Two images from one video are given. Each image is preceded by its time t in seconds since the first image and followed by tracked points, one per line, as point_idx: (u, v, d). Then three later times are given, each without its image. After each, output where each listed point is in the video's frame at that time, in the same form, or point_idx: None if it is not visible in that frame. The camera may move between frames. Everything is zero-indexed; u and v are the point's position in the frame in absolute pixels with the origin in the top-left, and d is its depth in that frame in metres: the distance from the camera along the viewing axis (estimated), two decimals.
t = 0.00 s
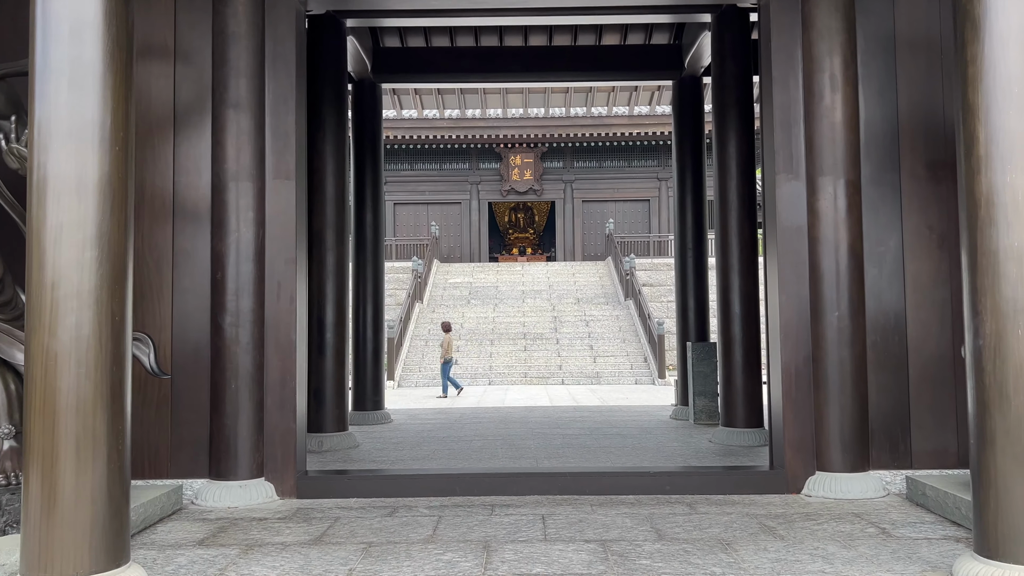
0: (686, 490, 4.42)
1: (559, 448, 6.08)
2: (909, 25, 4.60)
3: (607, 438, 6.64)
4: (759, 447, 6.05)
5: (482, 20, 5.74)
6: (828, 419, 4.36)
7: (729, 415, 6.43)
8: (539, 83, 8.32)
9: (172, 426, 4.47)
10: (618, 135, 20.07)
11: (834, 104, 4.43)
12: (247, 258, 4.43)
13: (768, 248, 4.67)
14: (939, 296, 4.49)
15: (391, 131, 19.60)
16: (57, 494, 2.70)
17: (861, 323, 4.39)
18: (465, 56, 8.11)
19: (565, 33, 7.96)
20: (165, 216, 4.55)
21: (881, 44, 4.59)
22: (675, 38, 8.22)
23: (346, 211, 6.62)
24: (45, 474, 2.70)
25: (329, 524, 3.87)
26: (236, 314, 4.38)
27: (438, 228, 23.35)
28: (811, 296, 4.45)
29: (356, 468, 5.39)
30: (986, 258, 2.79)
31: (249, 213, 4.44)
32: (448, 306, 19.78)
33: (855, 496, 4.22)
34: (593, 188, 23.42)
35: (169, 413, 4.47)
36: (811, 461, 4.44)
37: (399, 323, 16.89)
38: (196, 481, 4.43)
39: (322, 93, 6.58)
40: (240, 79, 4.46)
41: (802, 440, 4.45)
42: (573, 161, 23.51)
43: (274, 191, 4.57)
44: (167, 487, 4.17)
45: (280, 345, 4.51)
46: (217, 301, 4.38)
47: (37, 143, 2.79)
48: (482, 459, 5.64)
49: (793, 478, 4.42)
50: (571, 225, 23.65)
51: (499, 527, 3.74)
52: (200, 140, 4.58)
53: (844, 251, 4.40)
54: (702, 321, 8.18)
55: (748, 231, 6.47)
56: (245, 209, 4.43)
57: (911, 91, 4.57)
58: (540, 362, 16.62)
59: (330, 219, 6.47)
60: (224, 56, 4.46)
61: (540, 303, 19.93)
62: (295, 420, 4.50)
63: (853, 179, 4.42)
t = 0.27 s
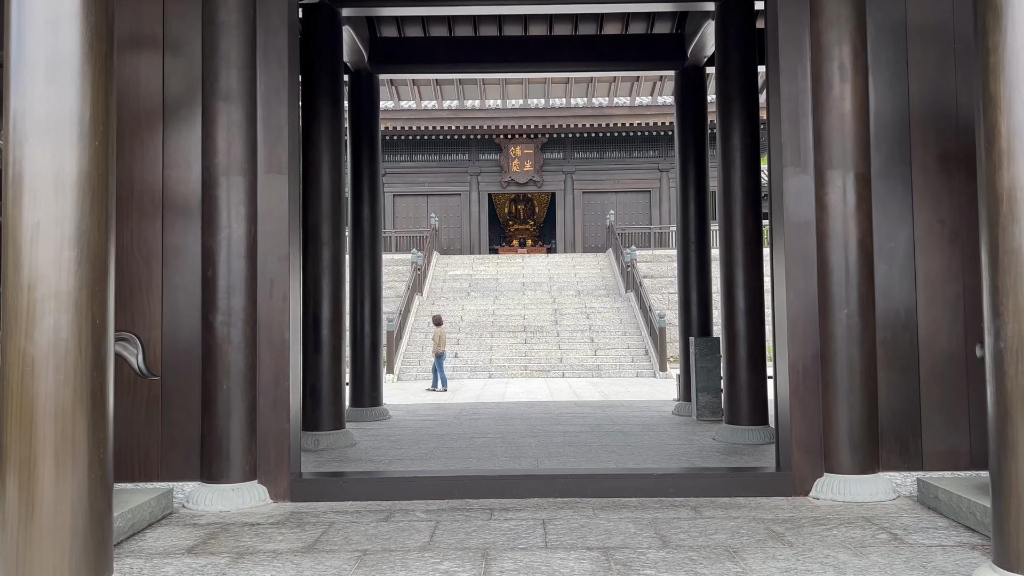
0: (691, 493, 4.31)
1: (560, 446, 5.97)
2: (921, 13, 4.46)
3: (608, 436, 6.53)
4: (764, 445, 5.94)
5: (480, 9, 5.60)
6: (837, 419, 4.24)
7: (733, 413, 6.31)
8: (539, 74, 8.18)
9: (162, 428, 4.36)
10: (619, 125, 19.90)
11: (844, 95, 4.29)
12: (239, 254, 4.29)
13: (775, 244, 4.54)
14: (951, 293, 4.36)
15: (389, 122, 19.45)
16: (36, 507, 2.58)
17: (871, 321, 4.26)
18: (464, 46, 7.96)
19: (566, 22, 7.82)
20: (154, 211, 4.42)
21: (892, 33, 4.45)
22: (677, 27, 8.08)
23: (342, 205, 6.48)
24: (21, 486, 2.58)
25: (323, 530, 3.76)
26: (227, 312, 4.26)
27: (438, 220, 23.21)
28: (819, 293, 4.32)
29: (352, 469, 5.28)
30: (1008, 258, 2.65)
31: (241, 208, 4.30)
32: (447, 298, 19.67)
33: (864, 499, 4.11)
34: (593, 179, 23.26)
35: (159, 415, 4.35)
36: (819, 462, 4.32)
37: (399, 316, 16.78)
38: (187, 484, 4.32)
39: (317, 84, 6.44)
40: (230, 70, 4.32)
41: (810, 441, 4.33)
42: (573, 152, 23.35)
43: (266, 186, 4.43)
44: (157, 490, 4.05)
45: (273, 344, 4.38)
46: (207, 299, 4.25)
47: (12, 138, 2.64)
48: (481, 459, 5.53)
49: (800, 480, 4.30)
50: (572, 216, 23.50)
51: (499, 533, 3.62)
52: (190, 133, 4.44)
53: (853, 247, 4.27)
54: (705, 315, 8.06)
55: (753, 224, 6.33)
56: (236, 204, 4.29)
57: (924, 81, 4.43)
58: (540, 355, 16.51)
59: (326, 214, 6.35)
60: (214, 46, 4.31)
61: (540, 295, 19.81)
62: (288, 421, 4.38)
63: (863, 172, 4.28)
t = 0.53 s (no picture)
0: (699, 504, 4.18)
1: (565, 452, 5.85)
2: (937, 8, 4.31)
3: (613, 440, 6.41)
4: (773, 450, 5.82)
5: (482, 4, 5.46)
6: (850, 428, 4.10)
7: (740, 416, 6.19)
8: (542, 69, 8.03)
9: (156, 439, 4.23)
10: (623, 119, 19.73)
11: (858, 94, 4.14)
12: (234, 260, 4.17)
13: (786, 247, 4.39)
14: (969, 299, 4.23)
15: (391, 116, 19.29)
16: None
17: (886, 328, 4.13)
18: (465, 42, 7.82)
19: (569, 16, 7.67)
20: (146, 216, 4.28)
21: (908, 28, 4.30)
22: (683, 21, 7.93)
23: (342, 205, 6.35)
24: None
25: (321, 546, 3.65)
26: (222, 320, 4.13)
27: (441, 214, 23.08)
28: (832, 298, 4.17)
29: (352, 477, 5.17)
30: None
31: (235, 213, 4.17)
32: (451, 293, 19.55)
33: (879, 512, 3.98)
34: (597, 172, 23.10)
35: (152, 425, 4.23)
36: (832, 472, 4.19)
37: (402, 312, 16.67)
38: (182, 495, 4.20)
39: (316, 82, 6.30)
40: (223, 70, 4.18)
41: (822, 451, 4.20)
42: (577, 146, 23.17)
43: (261, 190, 4.31)
44: (151, 504, 3.94)
45: (270, 352, 4.26)
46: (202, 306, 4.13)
47: None
48: (484, 466, 5.42)
49: (812, 491, 4.18)
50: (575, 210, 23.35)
51: (501, 550, 3.51)
52: (183, 134, 4.30)
53: (868, 251, 4.12)
54: (711, 315, 7.94)
55: (761, 224, 6.19)
56: (231, 209, 4.16)
57: (940, 79, 4.28)
58: (544, 351, 16.40)
59: (325, 214, 6.22)
60: (206, 45, 4.18)
61: (544, 290, 19.68)
62: (286, 432, 4.26)
63: (877, 173, 4.14)
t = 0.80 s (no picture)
0: (711, 514, 4.07)
1: (571, 456, 5.73)
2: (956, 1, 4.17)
3: (620, 443, 6.29)
4: (784, 454, 5.70)
5: None
6: (866, 436, 3.97)
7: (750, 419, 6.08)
8: (547, 64, 7.90)
9: (152, 447, 4.13)
10: (627, 113, 19.58)
11: (874, 90, 4.00)
12: (231, 263, 4.05)
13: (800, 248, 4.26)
14: (989, 302, 4.10)
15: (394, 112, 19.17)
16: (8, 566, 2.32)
17: (903, 332, 3.99)
18: (468, 37, 7.69)
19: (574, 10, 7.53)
20: (141, 218, 4.17)
21: (925, 22, 4.16)
22: (690, 15, 7.79)
23: (343, 205, 6.24)
24: None
25: (320, 559, 3.54)
26: (219, 325, 4.02)
27: (445, 210, 22.96)
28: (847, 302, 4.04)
29: (354, 484, 5.06)
30: None
31: (232, 215, 4.06)
32: (455, 290, 19.44)
33: (896, 522, 3.85)
34: (602, 167, 22.94)
35: (148, 434, 4.12)
36: (847, 481, 4.07)
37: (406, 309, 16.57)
38: (179, 505, 4.10)
39: (316, 78, 6.18)
40: (219, 68, 4.06)
41: (836, 459, 4.08)
42: (581, 141, 23.01)
43: (260, 191, 4.19)
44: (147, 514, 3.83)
45: (268, 358, 4.16)
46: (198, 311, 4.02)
47: None
48: (488, 472, 5.31)
49: (827, 500, 4.06)
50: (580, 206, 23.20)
51: (506, 564, 3.39)
52: (178, 134, 4.18)
53: (884, 253, 3.99)
54: (719, 314, 7.82)
55: (772, 223, 6.06)
56: (228, 211, 4.05)
57: (959, 75, 4.14)
58: (549, 348, 16.29)
59: (327, 214, 6.11)
60: (201, 42, 4.05)
61: (548, 286, 19.56)
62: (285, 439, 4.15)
63: (894, 172, 4.00)
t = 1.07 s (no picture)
0: (727, 532, 3.94)
1: (581, 467, 5.61)
2: None
3: (631, 452, 6.16)
4: (800, 465, 5.56)
5: None
6: (888, 452, 3.83)
7: (765, 428, 5.93)
8: (555, 65, 7.77)
9: (152, 463, 4.01)
10: (635, 111, 19.43)
11: (897, 92, 3.84)
12: (232, 274, 3.94)
13: (818, 257, 4.12)
14: (1015, 312, 3.95)
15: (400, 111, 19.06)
16: None
17: (927, 344, 3.84)
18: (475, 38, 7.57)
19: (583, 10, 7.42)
20: (140, 227, 4.05)
21: (948, 22, 4.01)
22: (701, 14, 7.65)
23: (348, 209, 6.12)
24: None
25: None
26: (219, 337, 3.90)
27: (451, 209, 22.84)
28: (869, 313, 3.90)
29: (360, 497, 4.95)
30: None
31: (233, 224, 3.94)
32: (462, 290, 19.33)
33: (920, 541, 3.70)
34: (609, 166, 22.78)
35: (148, 449, 4.01)
36: (868, 498, 3.93)
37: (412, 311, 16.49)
38: (180, 522, 3.99)
39: (321, 80, 6.05)
40: (220, 73, 3.94)
41: (857, 475, 3.94)
42: (588, 139, 22.85)
43: (261, 199, 4.07)
44: (146, 533, 3.73)
45: (270, 371, 4.04)
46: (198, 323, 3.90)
47: None
48: (497, 484, 5.19)
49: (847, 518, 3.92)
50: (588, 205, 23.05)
51: None
52: (178, 140, 4.06)
53: (907, 261, 3.83)
54: (732, 320, 7.68)
55: (787, 228, 5.92)
56: (228, 220, 3.93)
57: (984, 76, 3.99)
58: (556, 349, 16.16)
59: (332, 219, 5.99)
60: (201, 45, 3.93)
61: (556, 286, 19.43)
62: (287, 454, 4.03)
63: (918, 178, 3.85)
